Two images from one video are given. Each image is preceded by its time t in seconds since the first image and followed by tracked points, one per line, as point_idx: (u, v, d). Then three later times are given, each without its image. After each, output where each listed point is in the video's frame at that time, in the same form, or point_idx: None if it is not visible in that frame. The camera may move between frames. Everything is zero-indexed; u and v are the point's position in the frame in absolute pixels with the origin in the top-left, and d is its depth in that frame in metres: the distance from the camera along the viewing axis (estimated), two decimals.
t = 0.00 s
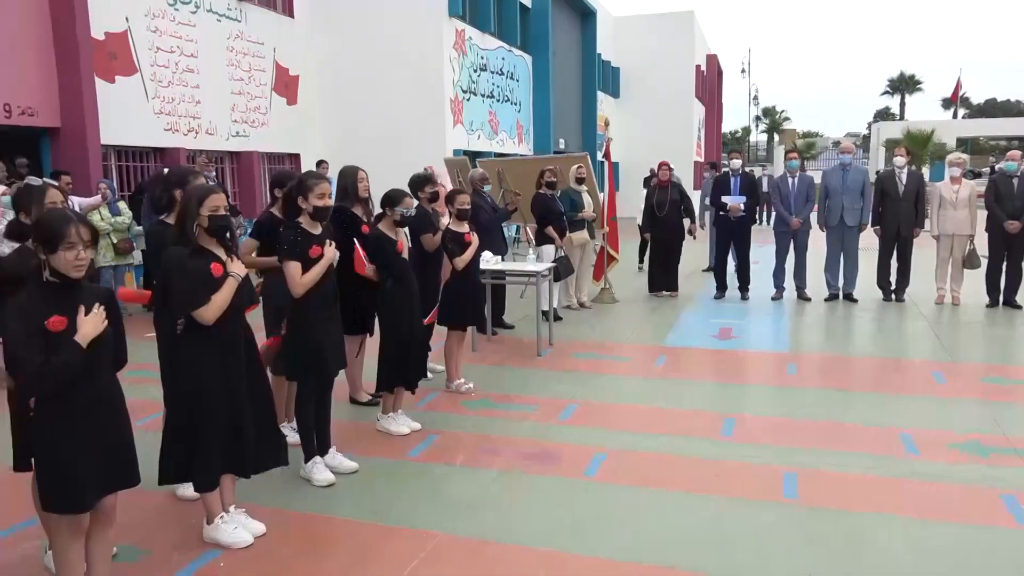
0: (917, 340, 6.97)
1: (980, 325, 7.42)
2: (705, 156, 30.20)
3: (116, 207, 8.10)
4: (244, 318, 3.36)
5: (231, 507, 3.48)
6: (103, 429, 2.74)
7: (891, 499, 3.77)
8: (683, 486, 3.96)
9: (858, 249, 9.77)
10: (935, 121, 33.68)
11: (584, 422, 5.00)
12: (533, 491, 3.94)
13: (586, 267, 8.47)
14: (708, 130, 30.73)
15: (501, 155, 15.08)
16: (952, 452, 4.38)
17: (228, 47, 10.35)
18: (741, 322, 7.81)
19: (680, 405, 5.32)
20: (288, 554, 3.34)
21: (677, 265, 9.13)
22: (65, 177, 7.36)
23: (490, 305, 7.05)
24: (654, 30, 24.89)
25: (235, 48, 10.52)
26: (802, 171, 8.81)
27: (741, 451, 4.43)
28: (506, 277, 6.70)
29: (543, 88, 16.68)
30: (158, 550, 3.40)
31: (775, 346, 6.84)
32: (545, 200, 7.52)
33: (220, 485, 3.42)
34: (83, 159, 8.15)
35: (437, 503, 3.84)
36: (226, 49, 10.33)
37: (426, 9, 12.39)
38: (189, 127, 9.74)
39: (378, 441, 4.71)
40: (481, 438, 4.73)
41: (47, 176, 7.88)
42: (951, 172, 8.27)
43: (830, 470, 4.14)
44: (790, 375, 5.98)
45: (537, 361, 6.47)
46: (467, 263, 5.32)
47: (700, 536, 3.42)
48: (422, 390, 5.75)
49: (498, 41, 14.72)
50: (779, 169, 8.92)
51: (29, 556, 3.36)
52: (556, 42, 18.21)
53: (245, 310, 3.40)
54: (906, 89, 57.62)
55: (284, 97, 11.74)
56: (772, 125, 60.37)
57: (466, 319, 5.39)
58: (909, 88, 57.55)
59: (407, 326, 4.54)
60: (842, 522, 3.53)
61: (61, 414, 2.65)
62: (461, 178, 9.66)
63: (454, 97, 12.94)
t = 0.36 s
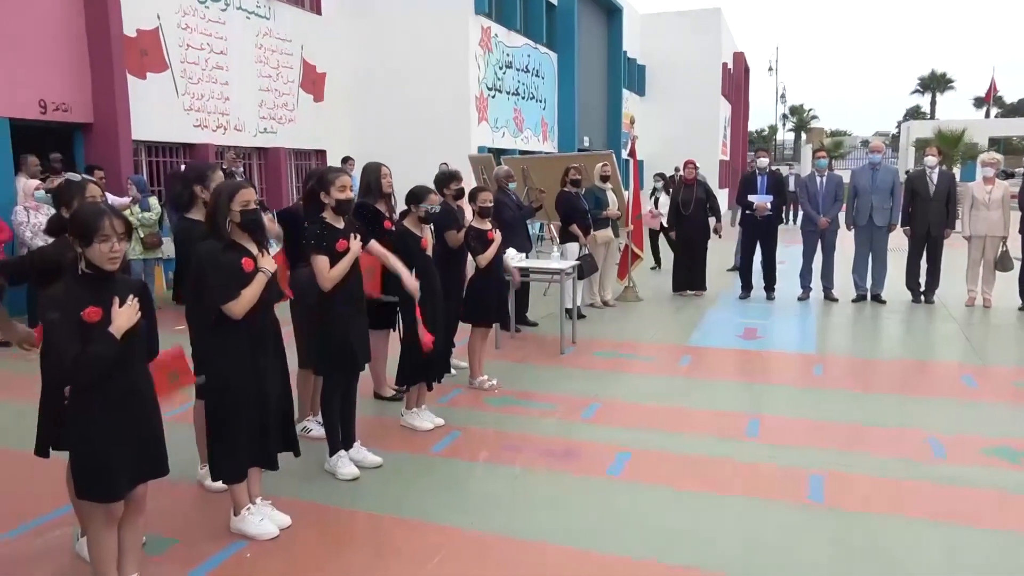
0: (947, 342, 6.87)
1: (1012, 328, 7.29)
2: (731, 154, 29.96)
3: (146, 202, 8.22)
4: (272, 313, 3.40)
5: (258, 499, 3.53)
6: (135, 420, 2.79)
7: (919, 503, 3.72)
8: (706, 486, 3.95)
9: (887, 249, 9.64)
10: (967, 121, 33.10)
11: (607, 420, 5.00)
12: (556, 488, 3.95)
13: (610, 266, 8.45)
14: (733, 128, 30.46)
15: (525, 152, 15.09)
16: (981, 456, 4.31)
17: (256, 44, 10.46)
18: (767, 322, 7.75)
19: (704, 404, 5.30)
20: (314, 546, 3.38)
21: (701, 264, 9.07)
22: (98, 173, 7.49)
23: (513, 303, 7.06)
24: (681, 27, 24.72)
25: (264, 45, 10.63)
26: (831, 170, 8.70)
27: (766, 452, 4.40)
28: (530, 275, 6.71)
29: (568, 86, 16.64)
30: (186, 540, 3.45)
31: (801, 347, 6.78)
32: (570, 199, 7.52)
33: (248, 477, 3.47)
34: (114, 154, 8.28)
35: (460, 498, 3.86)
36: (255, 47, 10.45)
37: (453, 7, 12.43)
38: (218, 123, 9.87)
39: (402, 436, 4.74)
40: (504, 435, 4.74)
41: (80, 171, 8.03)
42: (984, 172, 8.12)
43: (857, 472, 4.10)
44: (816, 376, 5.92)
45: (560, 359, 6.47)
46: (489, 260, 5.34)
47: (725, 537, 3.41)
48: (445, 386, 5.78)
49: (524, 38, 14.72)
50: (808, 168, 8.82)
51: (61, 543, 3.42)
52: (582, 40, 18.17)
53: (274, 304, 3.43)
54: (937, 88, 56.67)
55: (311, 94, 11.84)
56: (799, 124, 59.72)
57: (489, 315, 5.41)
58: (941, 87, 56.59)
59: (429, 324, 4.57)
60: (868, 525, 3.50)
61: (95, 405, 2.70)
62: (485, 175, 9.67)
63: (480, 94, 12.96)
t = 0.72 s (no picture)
0: (980, 343, 6.74)
1: None
2: (758, 152, 29.66)
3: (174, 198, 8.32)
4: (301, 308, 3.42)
5: (285, 492, 3.57)
6: (167, 413, 2.83)
7: (952, 507, 3.66)
8: (733, 486, 3.91)
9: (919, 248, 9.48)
10: (1001, 118, 32.43)
11: (632, 419, 4.97)
12: (580, 486, 3.94)
13: (635, 263, 8.40)
14: (760, 126, 30.17)
15: (550, 150, 15.06)
16: (1016, 460, 4.22)
17: (284, 42, 10.55)
18: (794, 321, 7.65)
19: (730, 404, 5.25)
20: (339, 540, 3.40)
21: (728, 263, 8.99)
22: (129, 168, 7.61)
23: (537, 300, 7.05)
24: (708, 24, 24.51)
25: (291, 43, 10.71)
26: (861, 168, 8.57)
27: (794, 453, 4.35)
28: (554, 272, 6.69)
29: (594, 83, 16.57)
30: (213, 532, 3.50)
31: (830, 347, 6.69)
32: (595, 196, 7.49)
33: (275, 470, 3.51)
34: (145, 151, 8.41)
35: (484, 495, 3.86)
36: (283, 44, 10.53)
37: (479, 4, 12.43)
38: (246, 121, 9.98)
39: (427, 432, 4.76)
40: (529, 432, 4.74)
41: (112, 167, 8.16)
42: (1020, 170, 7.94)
43: (887, 475, 4.04)
44: (845, 377, 5.84)
45: (584, 357, 6.45)
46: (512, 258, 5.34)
47: (751, 537, 3.38)
48: (469, 382, 5.78)
49: (550, 35, 14.69)
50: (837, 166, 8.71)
51: (92, 533, 3.48)
52: (608, 36, 18.08)
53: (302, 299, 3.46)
54: (970, 84, 55.60)
55: (338, 91, 11.91)
56: (828, 121, 58.95)
57: (513, 312, 5.42)
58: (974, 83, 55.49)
59: (452, 319, 4.59)
60: (898, 528, 3.45)
61: (128, 397, 2.74)
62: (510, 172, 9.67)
63: (505, 91, 12.95)
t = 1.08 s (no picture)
0: (1014, 346, 6.61)
1: None
2: (786, 151, 29.34)
3: (203, 194, 8.41)
4: (330, 304, 3.47)
5: (313, 485, 3.61)
6: (200, 407, 2.87)
7: (985, 512, 3.59)
8: (760, 487, 3.88)
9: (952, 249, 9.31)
10: None
11: (658, 418, 4.96)
12: (605, 485, 3.94)
13: (661, 262, 8.36)
14: (789, 124, 29.83)
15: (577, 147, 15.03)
16: None
17: (313, 40, 10.63)
18: (823, 322, 7.57)
19: (758, 404, 5.21)
20: (366, 534, 3.44)
21: (756, 262, 8.91)
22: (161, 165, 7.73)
23: (563, 298, 7.04)
24: (737, 21, 24.28)
25: (320, 41, 10.79)
26: (893, 167, 8.45)
27: (823, 455, 4.30)
28: (580, 270, 6.68)
29: (621, 81, 16.51)
30: (243, 523, 3.55)
31: (859, 348, 6.60)
32: (622, 193, 7.48)
33: (303, 464, 3.55)
34: (177, 147, 8.54)
35: (509, 491, 3.88)
36: (312, 42, 10.63)
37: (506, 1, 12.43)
38: (275, 118, 10.10)
39: (452, 428, 4.78)
40: (554, 430, 4.74)
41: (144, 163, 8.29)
42: None
43: (918, 478, 3.98)
44: (875, 378, 5.77)
45: (610, 355, 6.45)
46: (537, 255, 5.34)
47: (779, 540, 3.34)
48: (494, 380, 5.80)
49: (576, 32, 14.65)
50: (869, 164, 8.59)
51: (125, 522, 3.55)
52: (635, 34, 17.99)
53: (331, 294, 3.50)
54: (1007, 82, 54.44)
55: (366, 88, 11.99)
56: (858, 119, 58.11)
57: (539, 310, 5.43)
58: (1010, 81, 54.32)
59: (480, 316, 4.60)
60: (929, 533, 3.39)
61: (163, 390, 2.79)
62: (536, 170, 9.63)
63: (531, 89, 12.95)
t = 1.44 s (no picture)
0: None
1: None
2: (818, 149, 28.95)
3: (234, 190, 8.52)
4: (359, 299, 3.49)
5: (341, 479, 3.63)
6: (232, 399, 2.91)
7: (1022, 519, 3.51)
8: (790, 490, 3.84)
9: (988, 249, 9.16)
10: None
11: (686, 417, 4.93)
12: (632, 484, 3.92)
13: (690, 260, 8.30)
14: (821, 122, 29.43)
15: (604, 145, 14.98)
16: None
17: (342, 37, 10.70)
18: (854, 322, 7.46)
19: (788, 405, 5.15)
20: (394, 528, 3.46)
21: (786, 261, 8.80)
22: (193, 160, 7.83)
23: (590, 296, 7.02)
24: (768, 18, 24.00)
25: (350, 38, 10.86)
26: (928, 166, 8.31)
27: (854, 458, 4.24)
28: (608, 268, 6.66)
29: (650, 78, 16.42)
30: (274, 516, 3.58)
31: (892, 350, 6.50)
32: (650, 191, 7.44)
33: (332, 458, 3.58)
34: (209, 143, 8.65)
35: (536, 489, 3.88)
36: (342, 40, 10.70)
37: None
38: (305, 115, 10.19)
39: (480, 424, 4.79)
40: (581, 428, 4.73)
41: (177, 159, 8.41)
42: None
43: (953, 483, 3.90)
44: (908, 380, 5.68)
45: (637, 354, 6.42)
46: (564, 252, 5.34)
47: (809, 542, 3.30)
48: (521, 377, 5.81)
49: (605, 29, 14.58)
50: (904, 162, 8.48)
51: (158, 513, 3.60)
52: (664, 31, 17.87)
53: (360, 290, 3.52)
54: None
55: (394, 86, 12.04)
56: (891, 117, 57.14)
57: (567, 308, 5.41)
58: None
59: (507, 311, 4.61)
60: (964, 539, 3.33)
61: (197, 382, 2.83)
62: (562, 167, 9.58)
63: (560, 86, 12.92)
